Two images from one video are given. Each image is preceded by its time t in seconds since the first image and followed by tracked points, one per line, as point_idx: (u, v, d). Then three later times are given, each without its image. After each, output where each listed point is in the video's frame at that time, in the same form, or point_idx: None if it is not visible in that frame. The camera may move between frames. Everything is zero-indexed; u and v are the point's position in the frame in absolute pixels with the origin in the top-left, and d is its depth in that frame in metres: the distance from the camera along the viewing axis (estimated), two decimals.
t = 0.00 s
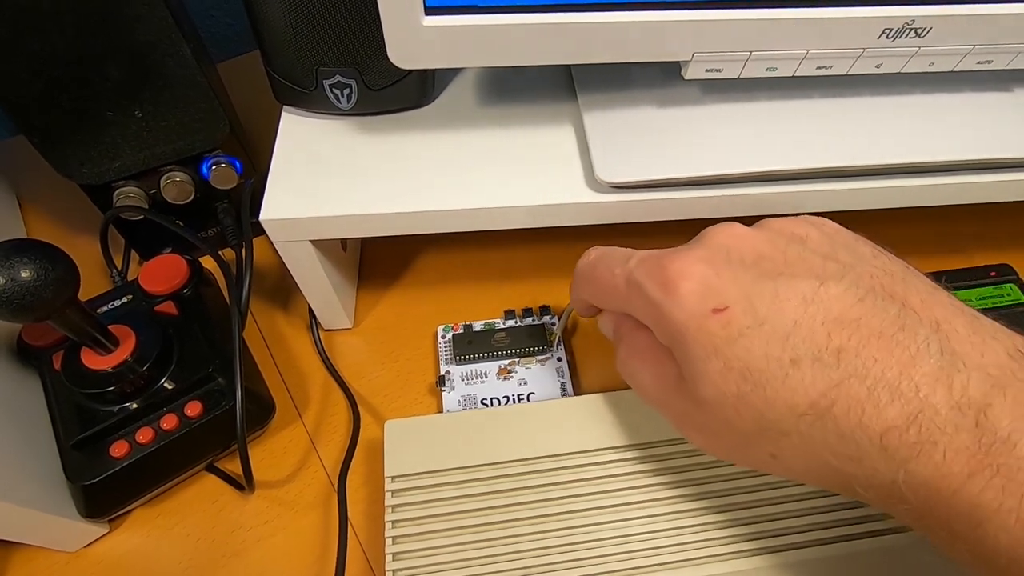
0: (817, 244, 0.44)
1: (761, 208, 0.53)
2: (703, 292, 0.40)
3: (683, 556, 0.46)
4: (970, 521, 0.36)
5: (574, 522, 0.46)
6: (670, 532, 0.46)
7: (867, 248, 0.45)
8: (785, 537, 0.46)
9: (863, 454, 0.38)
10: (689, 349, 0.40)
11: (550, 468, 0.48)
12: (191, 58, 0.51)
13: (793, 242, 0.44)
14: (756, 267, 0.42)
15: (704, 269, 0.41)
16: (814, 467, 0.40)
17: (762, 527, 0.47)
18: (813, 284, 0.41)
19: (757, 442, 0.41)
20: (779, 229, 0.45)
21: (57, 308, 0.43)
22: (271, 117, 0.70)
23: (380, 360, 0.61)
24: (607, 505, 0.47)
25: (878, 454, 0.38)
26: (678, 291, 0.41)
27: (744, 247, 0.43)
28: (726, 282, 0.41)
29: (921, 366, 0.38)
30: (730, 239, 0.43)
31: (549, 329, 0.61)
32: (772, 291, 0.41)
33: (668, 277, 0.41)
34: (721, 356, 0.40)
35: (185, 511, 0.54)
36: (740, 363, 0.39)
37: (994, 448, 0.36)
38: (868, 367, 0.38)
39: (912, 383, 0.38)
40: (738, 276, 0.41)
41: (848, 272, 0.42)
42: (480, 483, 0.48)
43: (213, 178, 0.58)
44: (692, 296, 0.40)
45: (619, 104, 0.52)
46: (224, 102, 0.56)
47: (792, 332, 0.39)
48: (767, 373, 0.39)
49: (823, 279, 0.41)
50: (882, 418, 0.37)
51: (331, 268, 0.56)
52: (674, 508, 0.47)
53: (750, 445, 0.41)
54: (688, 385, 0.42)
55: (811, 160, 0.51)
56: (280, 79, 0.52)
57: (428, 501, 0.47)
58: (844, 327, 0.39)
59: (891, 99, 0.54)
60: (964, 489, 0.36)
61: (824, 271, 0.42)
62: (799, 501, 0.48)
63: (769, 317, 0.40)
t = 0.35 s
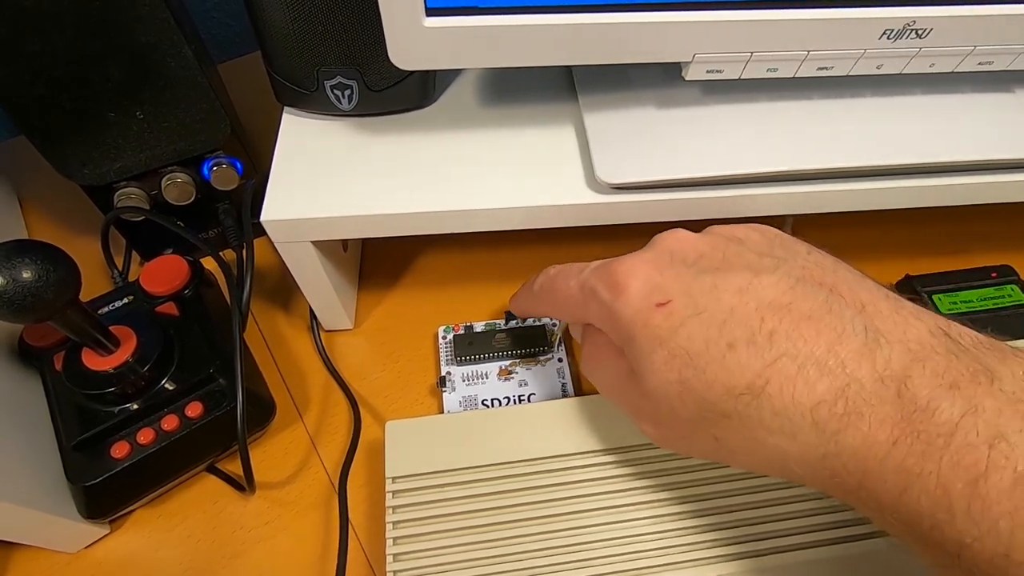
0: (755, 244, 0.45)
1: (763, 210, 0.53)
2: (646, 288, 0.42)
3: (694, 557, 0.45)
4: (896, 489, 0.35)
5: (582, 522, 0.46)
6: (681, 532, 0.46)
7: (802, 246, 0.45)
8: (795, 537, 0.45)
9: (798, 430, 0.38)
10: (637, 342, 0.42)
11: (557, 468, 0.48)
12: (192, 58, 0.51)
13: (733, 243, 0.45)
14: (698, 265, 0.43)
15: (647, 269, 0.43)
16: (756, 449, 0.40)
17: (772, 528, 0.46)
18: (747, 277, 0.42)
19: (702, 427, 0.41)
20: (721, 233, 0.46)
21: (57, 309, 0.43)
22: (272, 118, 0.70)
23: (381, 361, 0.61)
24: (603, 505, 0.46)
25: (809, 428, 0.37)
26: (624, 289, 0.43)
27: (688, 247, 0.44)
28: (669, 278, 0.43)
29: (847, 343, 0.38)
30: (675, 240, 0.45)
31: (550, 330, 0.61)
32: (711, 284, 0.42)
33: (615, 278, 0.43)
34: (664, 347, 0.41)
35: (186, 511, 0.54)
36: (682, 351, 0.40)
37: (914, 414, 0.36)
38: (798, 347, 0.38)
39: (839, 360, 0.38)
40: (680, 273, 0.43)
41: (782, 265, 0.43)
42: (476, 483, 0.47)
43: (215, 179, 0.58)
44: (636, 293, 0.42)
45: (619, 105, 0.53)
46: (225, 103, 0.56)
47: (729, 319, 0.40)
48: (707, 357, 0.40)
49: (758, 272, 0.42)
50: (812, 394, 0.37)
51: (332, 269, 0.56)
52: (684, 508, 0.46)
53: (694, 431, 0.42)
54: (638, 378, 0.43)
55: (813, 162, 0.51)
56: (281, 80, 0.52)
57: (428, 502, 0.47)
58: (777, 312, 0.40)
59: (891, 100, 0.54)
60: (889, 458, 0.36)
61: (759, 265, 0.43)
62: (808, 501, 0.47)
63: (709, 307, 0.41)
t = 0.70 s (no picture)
0: (734, 259, 0.44)
1: (767, 211, 0.53)
2: (628, 313, 0.41)
3: (699, 556, 0.45)
4: (900, 513, 0.35)
5: (587, 521, 0.46)
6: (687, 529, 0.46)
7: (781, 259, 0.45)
8: (800, 537, 0.46)
9: (798, 455, 0.36)
10: (623, 371, 0.40)
11: (562, 468, 0.48)
12: (198, 59, 0.51)
13: (711, 259, 0.44)
14: (678, 285, 0.42)
15: (626, 292, 0.42)
16: (756, 476, 0.38)
17: (774, 527, 0.46)
18: (733, 295, 0.41)
19: (699, 458, 0.39)
20: (697, 249, 0.45)
21: (65, 309, 0.43)
22: (276, 118, 0.71)
23: (385, 360, 0.61)
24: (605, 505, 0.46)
25: (810, 453, 0.36)
26: (604, 315, 0.41)
27: (665, 265, 0.43)
28: (651, 301, 0.41)
29: (843, 362, 0.37)
30: (652, 260, 0.43)
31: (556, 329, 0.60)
32: (695, 305, 0.40)
33: (593, 304, 0.42)
34: (655, 375, 0.39)
35: (191, 510, 0.54)
36: (672, 379, 0.39)
37: (916, 434, 0.35)
38: (794, 367, 0.37)
39: (836, 379, 0.37)
40: (661, 294, 0.41)
41: (765, 282, 0.42)
42: (480, 483, 0.47)
43: (220, 180, 0.58)
44: (617, 319, 0.41)
45: (624, 106, 0.53)
46: (231, 103, 0.56)
47: (719, 342, 0.39)
48: (700, 384, 0.38)
49: (742, 290, 0.41)
50: (812, 417, 0.36)
51: (336, 269, 0.57)
52: (690, 508, 0.46)
53: (692, 462, 0.40)
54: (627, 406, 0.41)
55: (818, 163, 0.51)
56: (287, 80, 0.52)
57: (433, 502, 0.47)
58: (767, 332, 0.38)
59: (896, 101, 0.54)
60: (893, 480, 0.35)
61: (741, 282, 0.42)
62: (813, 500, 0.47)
63: (696, 329, 0.39)
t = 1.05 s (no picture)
0: (682, 273, 0.45)
1: (768, 211, 0.53)
2: (580, 342, 0.40)
3: (710, 555, 0.44)
4: (855, 535, 0.35)
5: (591, 519, 0.45)
6: (698, 526, 0.44)
7: (734, 268, 0.45)
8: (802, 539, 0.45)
9: (751, 481, 0.37)
10: (580, 399, 0.40)
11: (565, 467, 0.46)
12: (200, 58, 0.51)
13: (660, 274, 0.44)
14: (626, 307, 0.42)
15: (578, 318, 0.40)
16: (717, 502, 0.39)
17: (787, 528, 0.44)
18: (681, 314, 0.41)
19: (657, 483, 0.40)
20: (647, 264, 0.45)
21: (66, 307, 0.43)
22: (277, 117, 0.71)
23: (386, 360, 0.61)
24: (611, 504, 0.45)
25: (764, 477, 0.37)
26: (556, 344, 0.40)
27: (614, 286, 0.43)
28: (600, 327, 0.40)
29: (791, 379, 0.37)
30: (600, 282, 0.43)
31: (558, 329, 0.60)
32: (644, 327, 0.40)
33: (544, 333, 0.40)
34: (610, 405, 0.39)
35: (193, 508, 0.54)
36: (626, 408, 0.39)
37: (867, 453, 0.35)
38: (743, 389, 0.37)
39: (784, 397, 0.37)
40: (611, 319, 0.41)
41: (713, 296, 0.42)
42: (479, 483, 0.46)
43: (221, 178, 0.58)
44: (569, 349, 0.40)
45: (627, 105, 0.52)
46: (233, 102, 0.56)
47: (668, 366, 0.39)
48: (653, 412, 0.38)
49: (689, 307, 0.41)
50: (762, 439, 0.37)
51: (337, 268, 0.56)
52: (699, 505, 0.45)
53: (653, 486, 0.40)
54: (584, 433, 0.41)
55: (820, 162, 0.51)
56: (288, 79, 0.52)
57: (433, 501, 0.46)
58: (715, 352, 0.39)
59: (899, 101, 0.54)
60: (846, 501, 0.35)
61: (689, 299, 0.42)
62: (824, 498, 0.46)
63: (645, 354, 0.39)
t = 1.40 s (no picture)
0: (677, 270, 0.44)
1: (770, 211, 0.53)
2: (573, 343, 0.40)
3: (711, 555, 0.44)
4: (850, 532, 0.35)
5: (591, 518, 0.45)
6: (699, 527, 0.44)
7: (727, 265, 0.44)
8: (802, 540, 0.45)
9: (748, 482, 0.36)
10: (577, 401, 0.40)
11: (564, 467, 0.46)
12: (201, 57, 0.51)
13: (655, 272, 0.44)
14: (620, 307, 0.41)
15: (571, 320, 0.40)
16: (713, 501, 0.38)
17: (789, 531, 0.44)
18: (675, 313, 0.40)
19: (655, 484, 0.40)
20: (642, 262, 0.45)
21: (68, 306, 0.43)
22: (280, 116, 0.71)
23: (388, 359, 0.61)
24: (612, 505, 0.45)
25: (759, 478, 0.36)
26: (549, 347, 0.40)
27: (608, 286, 0.43)
28: (595, 329, 0.40)
29: (785, 378, 0.37)
30: (593, 282, 0.43)
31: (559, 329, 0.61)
32: (638, 328, 0.40)
33: (537, 336, 0.41)
34: (605, 407, 0.39)
35: (196, 506, 0.54)
36: (621, 410, 0.39)
37: (862, 453, 0.35)
38: (738, 389, 0.37)
39: (779, 397, 0.36)
40: (606, 320, 0.41)
41: (707, 294, 0.42)
42: (479, 483, 0.46)
43: (223, 177, 0.58)
44: (563, 351, 0.40)
45: (629, 105, 0.52)
46: (234, 101, 0.56)
47: (663, 367, 0.38)
48: (648, 412, 0.38)
49: (684, 306, 0.41)
50: (758, 440, 0.36)
51: (338, 267, 0.56)
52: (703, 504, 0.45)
53: (652, 487, 0.40)
54: (581, 435, 0.41)
55: (823, 163, 0.51)
56: (290, 79, 0.52)
57: (433, 501, 0.46)
58: (710, 352, 0.38)
59: (902, 101, 0.54)
60: (841, 500, 0.35)
61: (684, 297, 0.41)
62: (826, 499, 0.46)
63: (641, 355, 0.39)
